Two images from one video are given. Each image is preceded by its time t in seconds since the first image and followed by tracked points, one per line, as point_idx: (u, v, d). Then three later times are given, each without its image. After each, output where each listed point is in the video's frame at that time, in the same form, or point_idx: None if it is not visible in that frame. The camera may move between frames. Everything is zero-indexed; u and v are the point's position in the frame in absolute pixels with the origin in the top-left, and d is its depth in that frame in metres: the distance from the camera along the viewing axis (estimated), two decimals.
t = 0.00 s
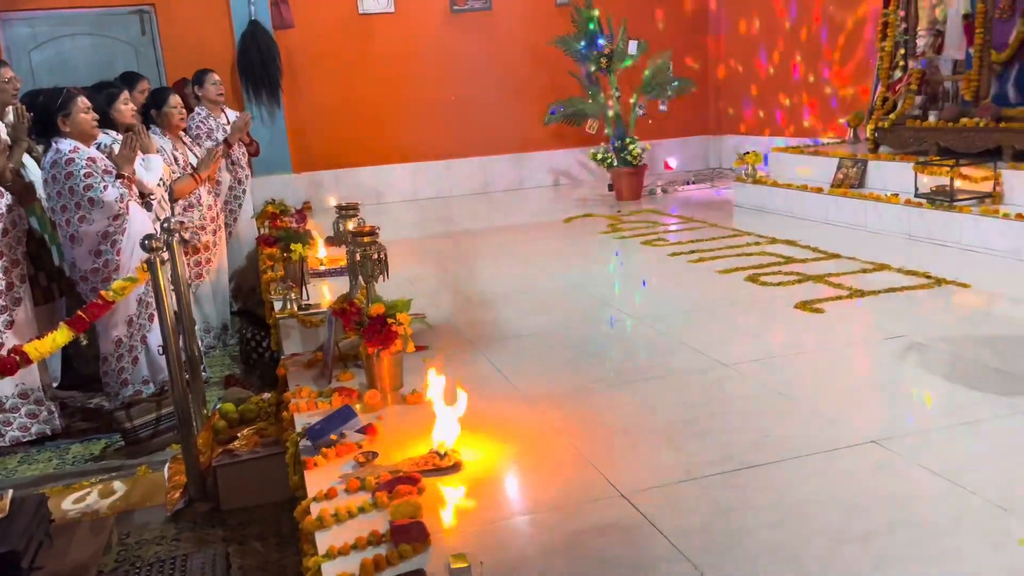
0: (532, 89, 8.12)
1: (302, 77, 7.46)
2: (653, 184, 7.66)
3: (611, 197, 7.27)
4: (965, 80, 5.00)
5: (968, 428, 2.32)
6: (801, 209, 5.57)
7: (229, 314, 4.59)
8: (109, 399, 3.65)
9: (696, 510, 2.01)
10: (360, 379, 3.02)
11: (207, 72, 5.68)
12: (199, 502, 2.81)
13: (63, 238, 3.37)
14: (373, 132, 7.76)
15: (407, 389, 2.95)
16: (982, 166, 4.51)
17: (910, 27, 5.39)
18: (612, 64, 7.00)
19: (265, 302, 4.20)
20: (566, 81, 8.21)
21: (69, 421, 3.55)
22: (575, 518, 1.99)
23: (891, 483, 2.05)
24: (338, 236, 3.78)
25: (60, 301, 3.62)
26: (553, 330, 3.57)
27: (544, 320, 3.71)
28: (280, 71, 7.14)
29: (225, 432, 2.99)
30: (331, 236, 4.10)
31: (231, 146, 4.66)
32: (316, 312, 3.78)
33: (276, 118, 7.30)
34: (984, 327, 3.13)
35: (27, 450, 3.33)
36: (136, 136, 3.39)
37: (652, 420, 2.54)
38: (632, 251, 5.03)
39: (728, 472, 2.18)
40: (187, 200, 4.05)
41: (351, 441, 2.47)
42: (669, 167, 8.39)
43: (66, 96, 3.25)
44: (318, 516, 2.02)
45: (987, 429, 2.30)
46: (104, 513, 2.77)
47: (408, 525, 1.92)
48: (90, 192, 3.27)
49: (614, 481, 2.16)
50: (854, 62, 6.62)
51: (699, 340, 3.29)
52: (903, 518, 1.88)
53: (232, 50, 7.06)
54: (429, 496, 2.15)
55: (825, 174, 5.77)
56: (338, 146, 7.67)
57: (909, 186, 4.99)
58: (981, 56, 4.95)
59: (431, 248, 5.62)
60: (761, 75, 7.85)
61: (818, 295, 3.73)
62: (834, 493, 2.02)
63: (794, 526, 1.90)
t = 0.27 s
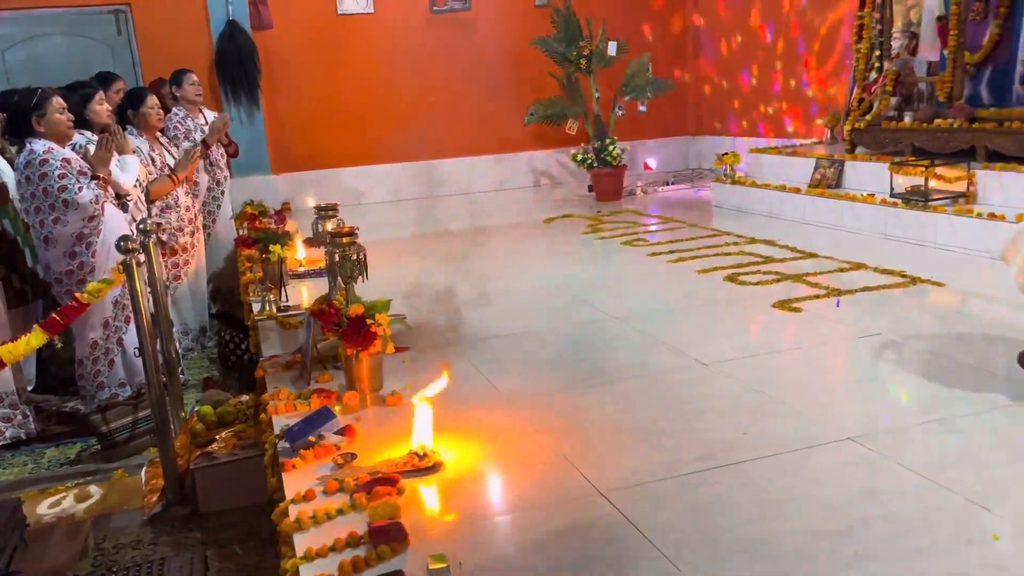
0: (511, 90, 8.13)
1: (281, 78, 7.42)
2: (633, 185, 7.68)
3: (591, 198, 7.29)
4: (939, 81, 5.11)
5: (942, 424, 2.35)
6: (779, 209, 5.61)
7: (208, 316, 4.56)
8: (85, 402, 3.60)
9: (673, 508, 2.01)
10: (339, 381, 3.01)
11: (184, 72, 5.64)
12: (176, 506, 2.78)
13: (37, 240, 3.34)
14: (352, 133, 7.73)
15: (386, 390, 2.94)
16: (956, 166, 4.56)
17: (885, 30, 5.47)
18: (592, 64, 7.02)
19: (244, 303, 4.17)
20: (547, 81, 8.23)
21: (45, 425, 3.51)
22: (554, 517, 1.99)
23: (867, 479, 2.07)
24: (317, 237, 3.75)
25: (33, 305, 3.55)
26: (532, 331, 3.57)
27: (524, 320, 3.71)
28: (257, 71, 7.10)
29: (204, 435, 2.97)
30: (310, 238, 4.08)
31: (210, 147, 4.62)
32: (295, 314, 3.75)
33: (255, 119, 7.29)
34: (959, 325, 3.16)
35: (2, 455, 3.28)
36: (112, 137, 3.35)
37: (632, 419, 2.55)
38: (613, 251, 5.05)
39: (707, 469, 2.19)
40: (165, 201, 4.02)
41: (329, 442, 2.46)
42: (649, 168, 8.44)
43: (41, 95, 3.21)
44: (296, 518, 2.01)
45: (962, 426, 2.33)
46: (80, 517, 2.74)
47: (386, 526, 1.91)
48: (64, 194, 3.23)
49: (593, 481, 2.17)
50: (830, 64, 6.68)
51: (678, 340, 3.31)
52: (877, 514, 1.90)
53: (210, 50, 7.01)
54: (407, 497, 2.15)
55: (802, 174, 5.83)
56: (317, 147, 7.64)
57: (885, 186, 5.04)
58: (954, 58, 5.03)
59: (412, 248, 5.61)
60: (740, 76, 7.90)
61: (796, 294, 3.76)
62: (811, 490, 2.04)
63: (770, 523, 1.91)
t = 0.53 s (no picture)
0: (490, 93, 8.13)
1: (259, 80, 7.37)
2: (611, 187, 7.71)
3: (570, 200, 7.31)
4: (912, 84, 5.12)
5: (914, 423, 2.38)
6: (756, 211, 5.65)
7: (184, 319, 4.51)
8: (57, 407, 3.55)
9: (648, 509, 2.02)
10: (316, 385, 2.99)
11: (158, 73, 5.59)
12: (150, 511, 2.75)
13: (9, 243, 3.30)
14: (330, 134, 7.70)
15: (363, 393, 2.92)
16: (927, 168, 4.62)
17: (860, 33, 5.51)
18: (570, 66, 7.05)
19: (220, 306, 4.14)
20: (525, 84, 8.24)
21: (16, 431, 3.45)
22: (531, 519, 1.99)
23: (840, 479, 2.09)
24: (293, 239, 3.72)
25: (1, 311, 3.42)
26: (509, 332, 3.58)
27: (501, 323, 3.71)
28: (234, 72, 7.04)
29: (179, 440, 2.93)
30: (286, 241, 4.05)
31: (186, 149, 4.57)
32: (271, 317, 3.72)
33: (232, 121, 7.21)
34: (931, 326, 3.20)
35: None
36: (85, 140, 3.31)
37: (609, 420, 2.56)
38: (591, 253, 5.05)
39: (683, 470, 2.20)
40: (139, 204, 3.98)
41: (305, 446, 2.45)
42: (627, 170, 8.47)
43: (12, 96, 3.16)
44: (271, 523, 2.00)
45: (934, 424, 2.36)
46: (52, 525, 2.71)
47: (363, 530, 1.90)
48: (36, 197, 3.20)
49: (570, 482, 2.17)
50: (805, 67, 6.74)
51: (655, 341, 3.33)
52: (850, 513, 1.92)
53: (186, 52, 6.96)
54: (384, 500, 2.14)
55: (780, 176, 5.87)
56: (295, 149, 7.60)
57: (860, 188, 5.10)
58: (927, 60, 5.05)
59: (390, 251, 5.59)
60: (716, 78, 7.96)
61: (771, 296, 3.79)
62: (785, 490, 2.05)
63: (745, 523, 1.92)
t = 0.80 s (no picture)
0: (468, 96, 8.13)
1: (235, 83, 7.32)
2: (590, 191, 7.73)
3: (549, 204, 7.32)
4: (885, 90, 5.31)
5: (887, 425, 2.40)
6: (732, 215, 5.69)
7: (159, 325, 4.46)
8: (28, 415, 3.45)
9: (625, 513, 2.02)
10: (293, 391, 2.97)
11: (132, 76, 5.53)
12: (124, 519, 2.72)
13: None
14: (307, 138, 7.66)
15: (339, 399, 2.91)
16: (900, 172, 4.67)
17: (833, 38, 5.57)
18: (548, 71, 7.01)
19: (196, 311, 4.10)
20: (503, 88, 8.25)
21: None
22: (508, 524, 1.99)
23: (814, 480, 2.11)
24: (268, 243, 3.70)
25: None
26: (487, 337, 3.57)
27: (479, 327, 3.71)
28: (210, 74, 6.98)
29: (153, 448, 2.89)
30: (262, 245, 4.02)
31: (161, 153, 4.53)
32: (247, 322, 3.70)
33: (207, 124, 7.13)
34: (904, 328, 3.23)
35: None
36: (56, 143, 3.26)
37: (586, 424, 2.57)
38: (570, 257, 5.06)
39: (660, 474, 2.21)
40: (113, 208, 3.93)
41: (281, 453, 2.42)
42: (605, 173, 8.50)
43: None
44: (245, 530, 1.98)
45: (907, 425, 2.39)
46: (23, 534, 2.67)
47: (338, 536, 1.89)
48: (6, 202, 3.13)
49: (546, 487, 2.17)
50: (781, 72, 6.80)
51: (632, 345, 3.34)
52: (823, 515, 1.93)
53: (161, 54, 6.89)
54: (360, 507, 2.12)
55: (756, 180, 5.92)
56: (272, 153, 7.55)
57: (835, 192, 5.15)
58: (900, 68, 5.25)
59: (368, 255, 5.57)
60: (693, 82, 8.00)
61: (748, 299, 3.81)
62: (760, 492, 2.06)
63: (721, 526, 1.93)
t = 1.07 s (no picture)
0: (446, 102, 8.13)
1: (211, 89, 7.27)
2: (568, 197, 7.76)
3: (526, 210, 7.33)
4: (857, 98, 5.33)
5: (861, 428, 2.43)
6: (708, 221, 5.74)
7: (133, 332, 4.42)
8: None
9: (602, 518, 2.03)
10: (269, 399, 2.95)
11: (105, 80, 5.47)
12: (97, 529, 2.68)
13: None
14: (283, 144, 7.62)
15: (316, 407, 2.89)
16: (873, 179, 4.73)
17: (806, 47, 5.67)
18: (526, 77, 7.03)
19: (170, 319, 4.06)
20: (481, 94, 8.25)
21: None
22: (485, 531, 1.99)
23: (789, 485, 2.13)
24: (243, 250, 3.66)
25: None
26: (465, 343, 3.57)
27: (457, 333, 3.71)
28: (185, 79, 6.91)
29: (126, 457, 2.86)
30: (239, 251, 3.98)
31: (135, 158, 4.48)
32: (222, 329, 3.68)
33: (182, 130, 7.07)
34: (877, 333, 3.28)
35: None
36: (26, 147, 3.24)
37: (564, 429, 2.58)
38: (548, 263, 5.07)
39: (637, 479, 2.22)
40: (86, 213, 3.88)
41: (256, 461, 2.41)
42: (583, 179, 8.54)
43: None
44: (219, 540, 1.96)
45: (880, 429, 2.42)
46: None
47: (315, 545, 1.87)
48: None
49: (524, 494, 2.17)
50: (755, 79, 6.87)
51: (610, 350, 3.35)
52: (798, 518, 1.95)
53: (135, 59, 6.82)
54: (337, 515, 2.11)
55: (730, 186, 5.97)
56: (249, 158, 7.51)
57: (809, 198, 5.21)
58: (872, 75, 5.27)
59: (345, 261, 5.55)
60: (669, 89, 8.06)
61: (724, 304, 3.85)
62: (735, 497, 2.08)
63: (698, 530, 1.94)
